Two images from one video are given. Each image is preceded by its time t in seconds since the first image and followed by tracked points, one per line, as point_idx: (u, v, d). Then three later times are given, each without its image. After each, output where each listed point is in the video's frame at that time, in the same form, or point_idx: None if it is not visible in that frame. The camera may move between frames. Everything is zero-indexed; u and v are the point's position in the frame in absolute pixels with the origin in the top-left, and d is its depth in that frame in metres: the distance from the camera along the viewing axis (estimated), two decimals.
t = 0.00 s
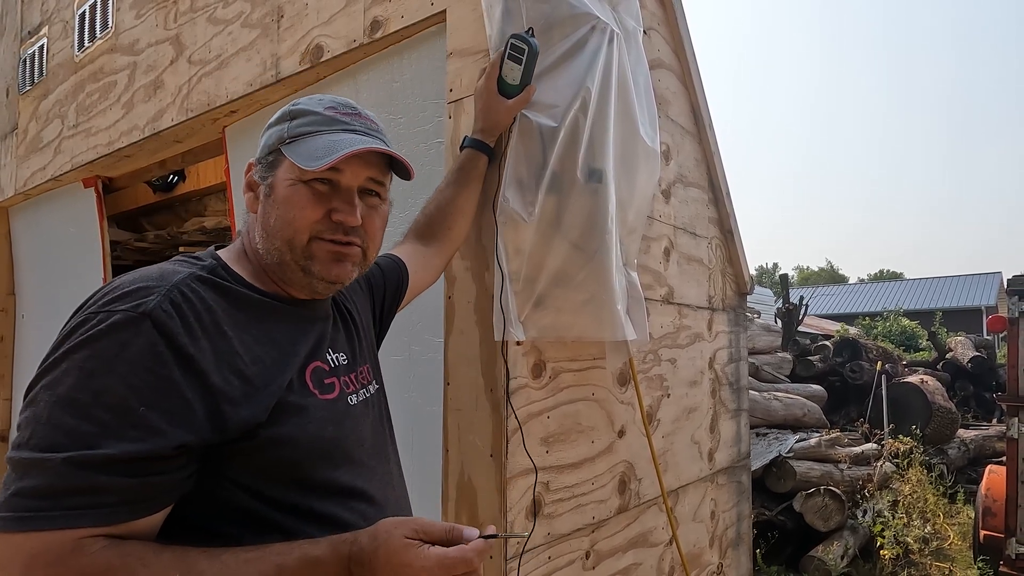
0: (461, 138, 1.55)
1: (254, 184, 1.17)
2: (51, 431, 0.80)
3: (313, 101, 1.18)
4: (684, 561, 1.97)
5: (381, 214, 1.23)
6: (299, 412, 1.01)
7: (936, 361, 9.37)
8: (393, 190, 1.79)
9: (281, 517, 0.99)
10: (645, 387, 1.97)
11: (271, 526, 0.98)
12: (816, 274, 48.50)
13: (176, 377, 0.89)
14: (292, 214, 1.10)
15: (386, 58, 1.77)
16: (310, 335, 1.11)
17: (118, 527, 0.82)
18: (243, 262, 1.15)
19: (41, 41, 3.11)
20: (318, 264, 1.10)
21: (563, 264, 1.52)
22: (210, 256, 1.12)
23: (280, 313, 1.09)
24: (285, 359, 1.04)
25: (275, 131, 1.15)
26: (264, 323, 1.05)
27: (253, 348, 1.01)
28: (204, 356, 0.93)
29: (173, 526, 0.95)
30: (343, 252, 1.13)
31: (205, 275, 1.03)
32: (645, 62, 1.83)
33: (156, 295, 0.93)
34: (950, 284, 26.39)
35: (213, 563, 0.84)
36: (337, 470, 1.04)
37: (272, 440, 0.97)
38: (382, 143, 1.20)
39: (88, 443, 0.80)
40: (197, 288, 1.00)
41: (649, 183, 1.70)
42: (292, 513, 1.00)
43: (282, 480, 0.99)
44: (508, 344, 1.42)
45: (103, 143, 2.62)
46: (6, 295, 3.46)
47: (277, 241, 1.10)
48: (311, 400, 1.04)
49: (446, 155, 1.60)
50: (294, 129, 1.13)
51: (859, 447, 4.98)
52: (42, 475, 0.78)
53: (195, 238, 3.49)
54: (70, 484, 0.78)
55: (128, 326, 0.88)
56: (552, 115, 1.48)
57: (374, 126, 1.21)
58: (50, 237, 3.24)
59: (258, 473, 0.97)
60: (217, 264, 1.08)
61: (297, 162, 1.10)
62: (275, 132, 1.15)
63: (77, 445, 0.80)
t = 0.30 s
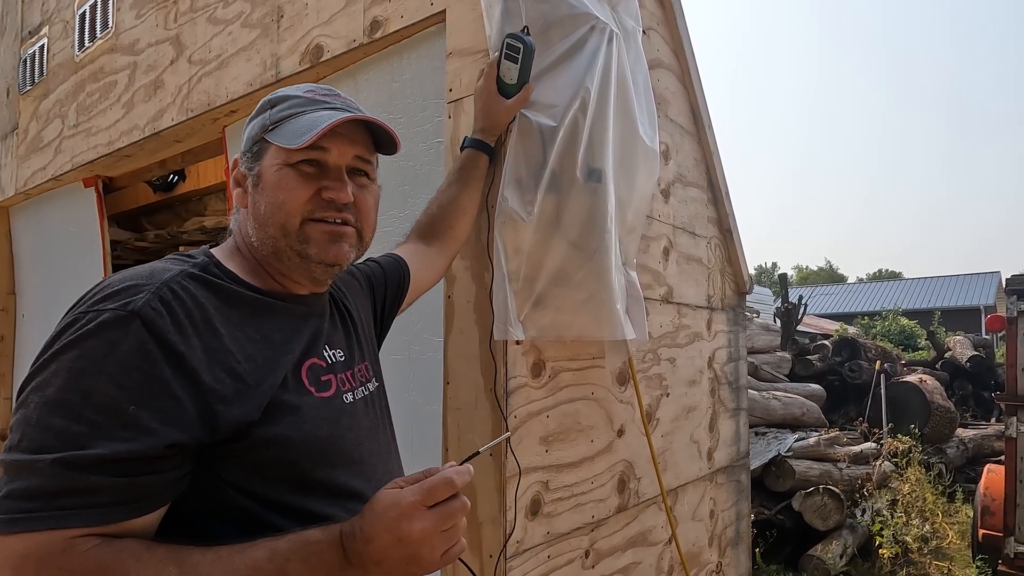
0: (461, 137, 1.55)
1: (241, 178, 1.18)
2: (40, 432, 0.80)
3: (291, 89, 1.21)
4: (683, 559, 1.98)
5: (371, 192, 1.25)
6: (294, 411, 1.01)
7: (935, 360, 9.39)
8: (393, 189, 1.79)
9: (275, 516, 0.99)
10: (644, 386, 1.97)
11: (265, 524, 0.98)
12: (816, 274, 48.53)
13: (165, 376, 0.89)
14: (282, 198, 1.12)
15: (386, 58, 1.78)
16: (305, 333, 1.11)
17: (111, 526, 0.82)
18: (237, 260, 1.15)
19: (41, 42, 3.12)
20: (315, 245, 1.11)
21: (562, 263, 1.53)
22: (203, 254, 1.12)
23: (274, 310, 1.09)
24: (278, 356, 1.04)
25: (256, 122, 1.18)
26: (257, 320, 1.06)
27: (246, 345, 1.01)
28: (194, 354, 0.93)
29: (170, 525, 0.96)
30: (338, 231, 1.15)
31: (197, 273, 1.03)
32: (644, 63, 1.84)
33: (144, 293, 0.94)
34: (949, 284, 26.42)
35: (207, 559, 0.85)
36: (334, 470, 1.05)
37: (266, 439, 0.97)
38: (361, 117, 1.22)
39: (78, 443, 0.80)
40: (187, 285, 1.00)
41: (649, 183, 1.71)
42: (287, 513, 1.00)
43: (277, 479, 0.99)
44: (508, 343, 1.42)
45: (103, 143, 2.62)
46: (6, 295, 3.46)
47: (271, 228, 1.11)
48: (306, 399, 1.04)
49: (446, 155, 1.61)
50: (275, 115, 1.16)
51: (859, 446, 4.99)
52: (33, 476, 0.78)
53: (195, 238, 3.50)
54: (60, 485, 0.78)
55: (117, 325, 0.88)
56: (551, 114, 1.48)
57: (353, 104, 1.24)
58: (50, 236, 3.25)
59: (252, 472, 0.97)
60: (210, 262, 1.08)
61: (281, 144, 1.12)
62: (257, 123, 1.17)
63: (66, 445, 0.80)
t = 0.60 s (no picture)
0: (461, 137, 1.55)
1: (239, 177, 1.19)
2: (37, 440, 0.81)
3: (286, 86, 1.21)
4: (682, 558, 1.98)
5: (369, 185, 1.25)
6: (292, 412, 1.02)
7: (934, 359, 9.40)
8: (393, 189, 1.79)
9: (276, 518, 0.99)
10: (643, 386, 1.98)
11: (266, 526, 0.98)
12: (815, 273, 48.55)
13: (161, 382, 0.89)
14: (283, 193, 1.12)
15: (386, 58, 1.78)
16: (303, 333, 1.12)
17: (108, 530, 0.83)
18: (237, 259, 1.16)
19: (41, 42, 3.12)
20: (316, 239, 1.12)
21: (562, 263, 1.53)
22: (201, 255, 1.13)
23: (271, 311, 1.09)
24: (276, 358, 1.04)
25: (252, 120, 1.18)
26: (254, 322, 1.06)
27: (244, 347, 1.01)
28: (191, 358, 0.93)
29: (171, 526, 0.97)
30: (339, 224, 1.15)
31: (193, 276, 1.04)
32: (643, 63, 1.85)
33: (140, 299, 0.94)
34: (948, 283, 26.43)
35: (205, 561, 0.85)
36: (334, 470, 1.05)
37: (265, 441, 0.97)
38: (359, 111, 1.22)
39: (73, 452, 0.81)
40: (184, 289, 1.00)
41: (648, 183, 1.71)
42: (287, 514, 1.00)
43: (276, 481, 0.99)
44: (508, 343, 1.42)
45: (103, 143, 2.63)
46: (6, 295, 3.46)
47: (272, 223, 1.12)
48: (304, 400, 1.04)
49: (445, 155, 1.61)
50: (271, 112, 1.16)
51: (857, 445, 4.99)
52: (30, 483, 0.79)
53: (195, 237, 3.50)
54: (54, 493, 0.79)
55: (112, 332, 0.88)
56: (551, 114, 1.49)
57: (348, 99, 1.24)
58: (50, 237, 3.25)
59: (251, 474, 0.97)
60: (207, 264, 1.09)
61: (280, 139, 1.13)
62: (253, 121, 1.18)
63: (61, 454, 0.81)
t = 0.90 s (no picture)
0: (460, 137, 1.56)
1: (235, 176, 1.19)
2: (21, 431, 0.81)
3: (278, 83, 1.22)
4: (681, 557, 1.99)
5: (367, 179, 1.26)
6: (287, 410, 1.02)
7: (932, 359, 9.42)
8: (393, 189, 1.80)
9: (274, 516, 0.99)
10: (642, 385, 1.98)
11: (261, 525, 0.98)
12: (814, 273, 48.57)
13: (150, 381, 0.90)
14: (282, 188, 1.13)
15: (386, 58, 1.79)
16: (300, 332, 1.12)
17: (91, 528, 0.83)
18: (236, 260, 1.16)
19: (42, 42, 3.13)
20: (317, 235, 1.13)
21: (562, 263, 1.54)
22: (198, 254, 1.13)
23: (267, 309, 1.09)
24: (271, 356, 1.05)
25: (246, 118, 1.18)
26: (249, 319, 1.06)
27: (238, 345, 1.02)
28: (182, 357, 0.94)
29: (158, 517, 0.96)
30: (339, 219, 1.16)
31: (188, 274, 1.04)
32: (643, 63, 1.85)
33: (133, 296, 0.94)
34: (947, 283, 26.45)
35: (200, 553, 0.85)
36: (332, 469, 1.05)
37: (260, 439, 0.98)
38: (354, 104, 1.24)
39: (57, 445, 0.81)
40: (178, 287, 1.01)
41: (647, 182, 1.72)
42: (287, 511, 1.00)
43: (274, 479, 1.00)
44: (507, 342, 1.43)
45: (103, 143, 2.63)
46: (6, 294, 3.47)
47: (273, 220, 1.12)
48: (300, 398, 1.05)
49: (445, 154, 1.61)
50: (266, 108, 1.17)
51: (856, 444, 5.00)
52: (11, 473, 0.79)
53: (195, 237, 3.51)
54: (35, 483, 0.79)
55: (103, 329, 0.89)
56: (550, 114, 1.49)
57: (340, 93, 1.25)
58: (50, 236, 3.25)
59: (248, 472, 0.98)
60: (203, 263, 1.09)
61: (278, 134, 1.13)
62: (248, 119, 1.18)
63: (44, 445, 0.81)
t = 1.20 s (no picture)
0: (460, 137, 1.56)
1: (232, 174, 1.20)
2: (23, 433, 0.81)
3: (290, 89, 1.22)
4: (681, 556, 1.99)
5: (359, 198, 1.24)
6: (282, 408, 1.03)
7: (931, 358, 9.43)
8: (393, 188, 1.80)
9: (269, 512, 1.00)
10: (641, 384, 1.98)
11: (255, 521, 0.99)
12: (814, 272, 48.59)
13: (147, 379, 0.90)
14: (263, 197, 1.12)
15: (386, 58, 1.79)
16: (294, 331, 1.12)
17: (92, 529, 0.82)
18: (224, 257, 1.17)
19: (42, 42, 3.13)
20: (289, 247, 1.11)
21: (561, 262, 1.54)
22: (192, 255, 1.14)
23: (261, 308, 1.10)
24: (265, 355, 1.05)
25: (251, 120, 1.20)
26: (241, 319, 1.07)
27: (232, 345, 1.02)
28: (177, 355, 0.94)
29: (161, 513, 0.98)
30: (317, 234, 1.15)
31: (180, 274, 1.04)
32: (642, 63, 1.86)
33: (126, 296, 0.95)
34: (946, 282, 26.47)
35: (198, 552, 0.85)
36: (328, 467, 1.06)
37: (254, 438, 0.98)
38: (356, 123, 1.22)
39: (59, 445, 0.81)
40: (171, 287, 1.01)
41: (646, 182, 1.72)
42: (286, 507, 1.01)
43: (270, 475, 1.01)
44: (506, 342, 1.44)
45: (103, 142, 2.63)
46: (7, 294, 3.47)
47: (249, 226, 1.12)
48: (295, 396, 1.05)
49: (445, 154, 1.62)
50: (268, 114, 1.17)
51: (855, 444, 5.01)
52: (10, 475, 0.78)
53: (195, 237, 3.51)
54: (39, 484, 0.79)
55: (97, 329, 0.89)
56: (549, 114, 1.49)
57: (350, 109, 1.24)
58: (51, 236, 3.26)
59: (244, 470, 0.98)
60: (196, 264, 1.09)
61: (268, 143, 1.13)
62: (252, 120, 1.19)
63: (46, 446, 0.81)
